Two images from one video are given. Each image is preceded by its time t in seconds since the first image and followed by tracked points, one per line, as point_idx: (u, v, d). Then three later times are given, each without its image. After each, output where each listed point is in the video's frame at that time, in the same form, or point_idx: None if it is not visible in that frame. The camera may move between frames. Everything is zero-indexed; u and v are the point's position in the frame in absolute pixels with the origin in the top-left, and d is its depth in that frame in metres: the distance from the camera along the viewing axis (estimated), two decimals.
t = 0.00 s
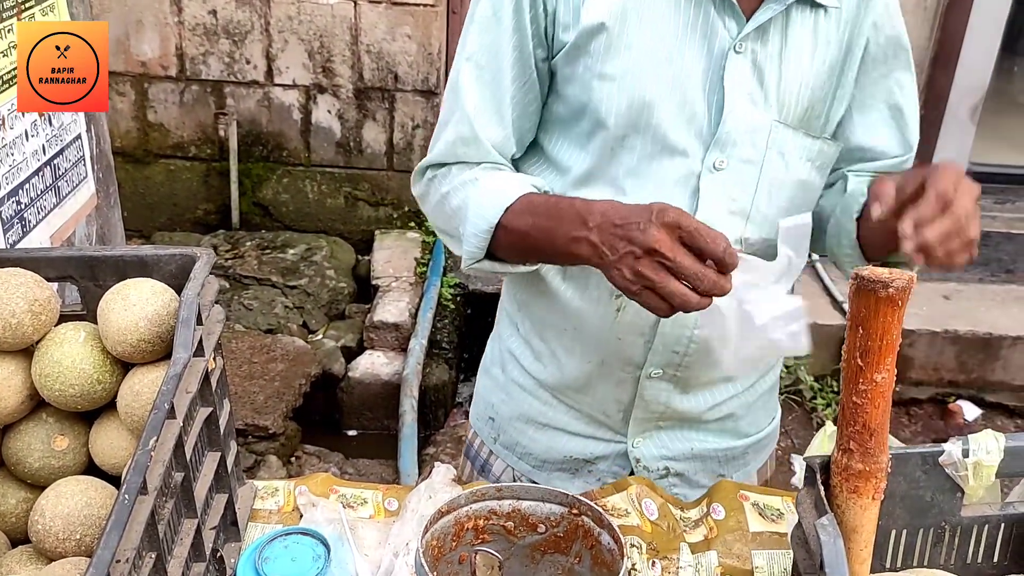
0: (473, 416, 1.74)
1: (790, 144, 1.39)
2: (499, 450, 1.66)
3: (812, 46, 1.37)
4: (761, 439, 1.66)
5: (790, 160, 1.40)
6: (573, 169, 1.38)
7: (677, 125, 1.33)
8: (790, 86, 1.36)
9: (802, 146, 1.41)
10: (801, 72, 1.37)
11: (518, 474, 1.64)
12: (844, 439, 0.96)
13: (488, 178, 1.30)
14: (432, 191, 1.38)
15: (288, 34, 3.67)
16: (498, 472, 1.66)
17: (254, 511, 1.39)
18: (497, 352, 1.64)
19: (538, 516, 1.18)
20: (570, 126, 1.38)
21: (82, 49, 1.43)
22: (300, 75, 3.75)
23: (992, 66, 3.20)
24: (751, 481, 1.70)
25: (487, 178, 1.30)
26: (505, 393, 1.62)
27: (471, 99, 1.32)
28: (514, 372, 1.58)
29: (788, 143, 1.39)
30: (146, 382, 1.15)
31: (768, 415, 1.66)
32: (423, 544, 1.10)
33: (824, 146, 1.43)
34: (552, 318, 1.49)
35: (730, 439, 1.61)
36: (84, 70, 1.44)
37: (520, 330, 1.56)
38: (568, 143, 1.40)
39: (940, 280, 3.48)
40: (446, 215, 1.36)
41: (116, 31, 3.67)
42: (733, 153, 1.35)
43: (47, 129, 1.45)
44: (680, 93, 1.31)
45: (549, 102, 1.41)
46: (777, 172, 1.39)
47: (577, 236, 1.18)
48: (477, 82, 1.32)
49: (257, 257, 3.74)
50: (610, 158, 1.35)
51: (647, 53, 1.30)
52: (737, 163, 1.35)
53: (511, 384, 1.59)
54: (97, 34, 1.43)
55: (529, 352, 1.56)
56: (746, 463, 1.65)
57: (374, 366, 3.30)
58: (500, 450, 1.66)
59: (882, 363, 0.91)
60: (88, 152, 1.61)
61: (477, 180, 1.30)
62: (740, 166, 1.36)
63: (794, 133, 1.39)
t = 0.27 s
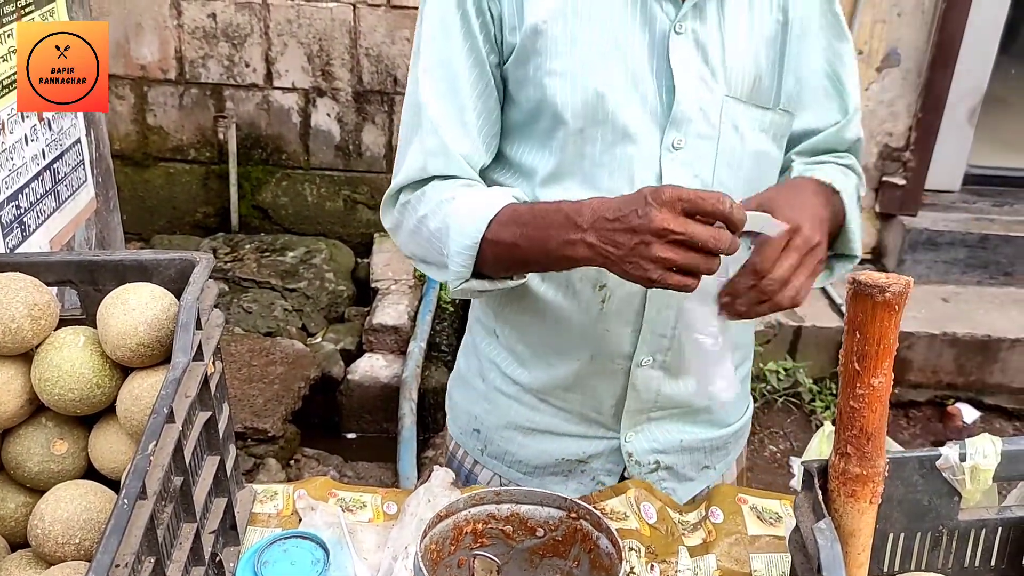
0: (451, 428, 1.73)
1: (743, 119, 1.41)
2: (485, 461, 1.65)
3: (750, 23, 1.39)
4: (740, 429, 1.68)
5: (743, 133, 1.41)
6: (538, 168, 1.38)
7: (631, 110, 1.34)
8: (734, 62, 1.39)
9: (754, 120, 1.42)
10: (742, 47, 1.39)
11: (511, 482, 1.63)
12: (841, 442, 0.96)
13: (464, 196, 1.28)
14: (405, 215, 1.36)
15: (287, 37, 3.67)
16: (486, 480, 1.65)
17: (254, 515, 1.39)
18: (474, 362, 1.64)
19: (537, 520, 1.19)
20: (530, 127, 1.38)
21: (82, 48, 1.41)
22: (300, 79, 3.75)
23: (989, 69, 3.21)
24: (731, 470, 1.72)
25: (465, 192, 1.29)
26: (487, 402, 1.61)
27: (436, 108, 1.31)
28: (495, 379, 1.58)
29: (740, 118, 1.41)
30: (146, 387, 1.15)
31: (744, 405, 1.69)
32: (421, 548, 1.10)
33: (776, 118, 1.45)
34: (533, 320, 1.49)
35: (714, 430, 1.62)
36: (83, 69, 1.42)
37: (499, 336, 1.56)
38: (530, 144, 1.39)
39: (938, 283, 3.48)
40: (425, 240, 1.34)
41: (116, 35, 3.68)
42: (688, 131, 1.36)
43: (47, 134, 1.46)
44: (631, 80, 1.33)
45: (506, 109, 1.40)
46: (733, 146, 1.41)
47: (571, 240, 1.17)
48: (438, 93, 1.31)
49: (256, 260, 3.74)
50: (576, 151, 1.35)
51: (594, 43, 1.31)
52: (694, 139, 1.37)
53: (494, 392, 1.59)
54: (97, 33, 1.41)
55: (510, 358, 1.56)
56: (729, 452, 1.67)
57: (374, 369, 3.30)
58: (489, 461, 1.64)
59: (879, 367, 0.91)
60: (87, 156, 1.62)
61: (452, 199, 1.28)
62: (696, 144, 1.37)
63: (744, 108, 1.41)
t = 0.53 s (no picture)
0: (428, 427, 1.73)
1: (709, 115, 1.41)
2: (463, 459, 1.64)
3: (711, 19, 1.41)
4: (712, 424, 1.69)
5: (711, 129, 1.42)
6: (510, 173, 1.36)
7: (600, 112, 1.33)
8: (697, 59, 1.39)
9: (719, 115, 1.43)
10: (703, 45, 1.39)
11: (487, 480, 1.63)
12: (841, 445, 0.96)
13: (444, 224, 1.28)
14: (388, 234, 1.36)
15: (288, 40, 3.68)
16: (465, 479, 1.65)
17: (255, 517, 1.39)
18: (450, 361, 1.63)
19: (538, 521, 1.19)
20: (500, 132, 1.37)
21: (82, 48, 1.39)
22: (300, 81, 3.76)
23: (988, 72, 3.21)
24: (705, 466, 1.73)
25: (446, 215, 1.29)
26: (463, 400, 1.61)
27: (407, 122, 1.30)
28: (471, 377, 1.58)
29: (707, 114, 1.41)
30: (147, 389, 1.15)
31: (716, 400, 1.70)
32: (422, 550, 1.10)
33: (739, 112, 1.47)
34: (510, 315, 1.49)
35: (686, 424, 1.64)
36: (84, 70, 1.41)
37: (476, 334, 1.55)
38: (501, 150, 1.38)
39: (938, 286, 3.48)
40: (409, 260, 1.35)
41: (116, 37, 3.68)
42: (659, 129, 1.36)
43: (48, 137, 1.46)
44: (598, 82, 1.33)
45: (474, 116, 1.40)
46: (702, 143, 1.41)
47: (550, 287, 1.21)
48: (416, 107, 1.31)
49: (257, 263, 3.74)
50: (548, 155, 1.34)
51: (558, 48, 1.31)
52: (663, 137, 1.37)
53: (470, 390, 1.59)
54: (96, 32, 1.39)
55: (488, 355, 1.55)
56: (701, 446, 1.68)
57: (374, 371, 3.29)
58: (465, 460, 1.64)
59: (879, 370, 0.92)
60: (89, 158, 1.62)
61: (433, 226, 1.28)
62: (666, 143, 1.37)
63: (709, 103, 1.41)
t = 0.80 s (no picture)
0: (416, 419, 1.74)
1: (697, 118, 1.45)
2: (448, 454, 1.66)
3: (701, 25, 1.44)
4: (699, 420, 1.70)
5: (698, 132, 1.45)
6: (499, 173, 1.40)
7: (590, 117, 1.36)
8: (687, 64, 1.42)
9: (707, 118, 1.47)
10: (695, 51, 1.42)
11: (470, 474, 1.65)
12: (841, 444, 0.97)
13: (472, 238, 1.28)
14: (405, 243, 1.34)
15: (289, 40, 3.68)
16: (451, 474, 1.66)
17: (255, 516, 1.40)
18: (437, 355, 1.65)
19: (537, 521, 1.18)
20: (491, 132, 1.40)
21: (82, 48, 1.40)
22: (301, 81, 3.76)
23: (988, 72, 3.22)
24: (694, 458, 1.72)
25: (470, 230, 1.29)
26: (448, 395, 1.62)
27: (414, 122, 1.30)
28: (457, 372, 1.59)
29: (695, 117, 1.45)
30: (147, 388, 1.15)
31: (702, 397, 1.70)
32: (422, 550, 1.10)
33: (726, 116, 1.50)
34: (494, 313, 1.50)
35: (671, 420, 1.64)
36: (84, 70, 1.41)
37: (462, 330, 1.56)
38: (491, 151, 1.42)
39: (938, 287, 3.48)
40: (428, 271, 1.34)
41: (117, 38, 3.68)
42: (647, 134, 1.39)
43: (49, 136, 1.46)
44: (590, 87, 1.35)
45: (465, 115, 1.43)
46: (690, 147, 1.44)
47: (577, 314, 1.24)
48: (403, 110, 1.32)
49: (257, 263, 3.74)
50: (537, 158, 1.37)
51: (553, 54, 1.33)
52: (651, 143, 1.40)
53: (456, 385, 1.60)
54: (96, 32, 1.40)
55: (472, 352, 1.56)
56: (687, 441, 1.68)
57: (374, 372, 3.29)
58: (449, 455, 1.65)
59: (878, 369, 0.92)
60: (89, 158, 1.62)
61: (461, 241, 1.27)
62: (654, 147, 1.40)
63: (697, 107, 1.45)
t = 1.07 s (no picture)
0: (430, 414, 1.75)
1: (729, 120, 1.44)
2: (462, 449, 1.67)
3: (731, 26, 1.42)
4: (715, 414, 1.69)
5: (730, 134, 1.45)
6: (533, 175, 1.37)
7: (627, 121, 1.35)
8: (716, 64, 1.41)
9: (737, 119, 1.46)
10: (724, 52, 1.42)
11: (485, 470, 1.64)
12: (843, 438, 0.97)
13: (564, 290, 1.19)
14: (486, 279, 1.25)
15: (290, 38, 3.68)
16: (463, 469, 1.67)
17: (257, 512, 1.40)
18: (452, 352, 1.66)
19: (539, 516, 1.18)
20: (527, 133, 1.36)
21: (82, 48, 1.40)
22: (303, 79, 3.76)
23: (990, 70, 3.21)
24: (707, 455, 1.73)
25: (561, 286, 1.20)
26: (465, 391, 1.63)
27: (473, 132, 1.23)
28: (473, 368, 1.59)
29: (727, 119, 1.44)
30: (150, 382, 1.16)
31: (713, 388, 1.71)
32: (426, 545, 1.11)
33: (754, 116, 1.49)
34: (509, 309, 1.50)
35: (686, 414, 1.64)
36: (84, 69, 1.42)
37: (477, 327, 1.57)
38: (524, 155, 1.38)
39: (941, 284, 3.48)
40: (506, 313, 1.25)
41: (120, 35, 3.69)
42: (683, 140, 1.38)
43: (51, 132, 1.47)
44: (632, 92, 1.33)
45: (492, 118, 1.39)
46: (723, 150, 1.44)
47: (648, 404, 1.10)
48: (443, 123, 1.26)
49: (259, 261, 3.74)
50: (577, 165, 1.35)
51: (599, 62, 1.29)
52: (686, 147, 1.39)
53: (472, 381, 1.60)
54: (96, 32, 1.40)
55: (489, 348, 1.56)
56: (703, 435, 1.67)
57: (376, 369, 3.29)
58: (464, 449, 1.66)
59: (880, 363, 0.92)
60: (92, 154, 1.62)
61: (553, 293, 1.19)
62: (689, 151, 1.39)
63: (730, 109, 1.44)
